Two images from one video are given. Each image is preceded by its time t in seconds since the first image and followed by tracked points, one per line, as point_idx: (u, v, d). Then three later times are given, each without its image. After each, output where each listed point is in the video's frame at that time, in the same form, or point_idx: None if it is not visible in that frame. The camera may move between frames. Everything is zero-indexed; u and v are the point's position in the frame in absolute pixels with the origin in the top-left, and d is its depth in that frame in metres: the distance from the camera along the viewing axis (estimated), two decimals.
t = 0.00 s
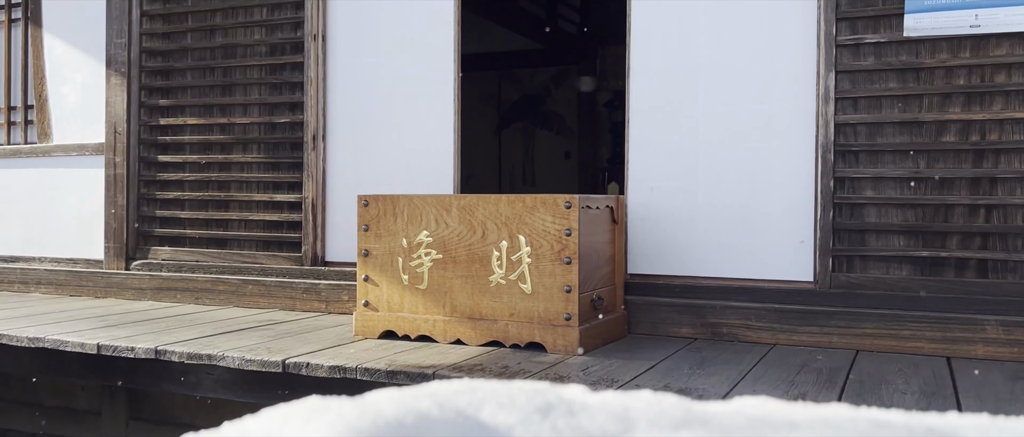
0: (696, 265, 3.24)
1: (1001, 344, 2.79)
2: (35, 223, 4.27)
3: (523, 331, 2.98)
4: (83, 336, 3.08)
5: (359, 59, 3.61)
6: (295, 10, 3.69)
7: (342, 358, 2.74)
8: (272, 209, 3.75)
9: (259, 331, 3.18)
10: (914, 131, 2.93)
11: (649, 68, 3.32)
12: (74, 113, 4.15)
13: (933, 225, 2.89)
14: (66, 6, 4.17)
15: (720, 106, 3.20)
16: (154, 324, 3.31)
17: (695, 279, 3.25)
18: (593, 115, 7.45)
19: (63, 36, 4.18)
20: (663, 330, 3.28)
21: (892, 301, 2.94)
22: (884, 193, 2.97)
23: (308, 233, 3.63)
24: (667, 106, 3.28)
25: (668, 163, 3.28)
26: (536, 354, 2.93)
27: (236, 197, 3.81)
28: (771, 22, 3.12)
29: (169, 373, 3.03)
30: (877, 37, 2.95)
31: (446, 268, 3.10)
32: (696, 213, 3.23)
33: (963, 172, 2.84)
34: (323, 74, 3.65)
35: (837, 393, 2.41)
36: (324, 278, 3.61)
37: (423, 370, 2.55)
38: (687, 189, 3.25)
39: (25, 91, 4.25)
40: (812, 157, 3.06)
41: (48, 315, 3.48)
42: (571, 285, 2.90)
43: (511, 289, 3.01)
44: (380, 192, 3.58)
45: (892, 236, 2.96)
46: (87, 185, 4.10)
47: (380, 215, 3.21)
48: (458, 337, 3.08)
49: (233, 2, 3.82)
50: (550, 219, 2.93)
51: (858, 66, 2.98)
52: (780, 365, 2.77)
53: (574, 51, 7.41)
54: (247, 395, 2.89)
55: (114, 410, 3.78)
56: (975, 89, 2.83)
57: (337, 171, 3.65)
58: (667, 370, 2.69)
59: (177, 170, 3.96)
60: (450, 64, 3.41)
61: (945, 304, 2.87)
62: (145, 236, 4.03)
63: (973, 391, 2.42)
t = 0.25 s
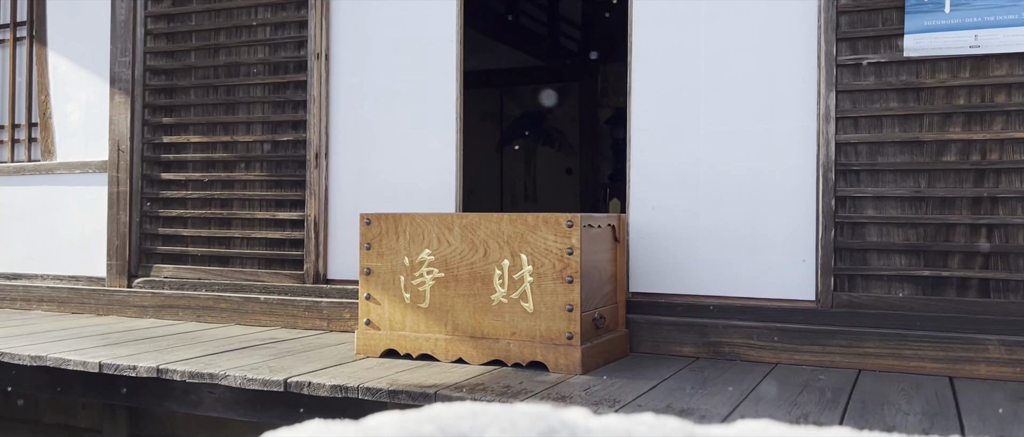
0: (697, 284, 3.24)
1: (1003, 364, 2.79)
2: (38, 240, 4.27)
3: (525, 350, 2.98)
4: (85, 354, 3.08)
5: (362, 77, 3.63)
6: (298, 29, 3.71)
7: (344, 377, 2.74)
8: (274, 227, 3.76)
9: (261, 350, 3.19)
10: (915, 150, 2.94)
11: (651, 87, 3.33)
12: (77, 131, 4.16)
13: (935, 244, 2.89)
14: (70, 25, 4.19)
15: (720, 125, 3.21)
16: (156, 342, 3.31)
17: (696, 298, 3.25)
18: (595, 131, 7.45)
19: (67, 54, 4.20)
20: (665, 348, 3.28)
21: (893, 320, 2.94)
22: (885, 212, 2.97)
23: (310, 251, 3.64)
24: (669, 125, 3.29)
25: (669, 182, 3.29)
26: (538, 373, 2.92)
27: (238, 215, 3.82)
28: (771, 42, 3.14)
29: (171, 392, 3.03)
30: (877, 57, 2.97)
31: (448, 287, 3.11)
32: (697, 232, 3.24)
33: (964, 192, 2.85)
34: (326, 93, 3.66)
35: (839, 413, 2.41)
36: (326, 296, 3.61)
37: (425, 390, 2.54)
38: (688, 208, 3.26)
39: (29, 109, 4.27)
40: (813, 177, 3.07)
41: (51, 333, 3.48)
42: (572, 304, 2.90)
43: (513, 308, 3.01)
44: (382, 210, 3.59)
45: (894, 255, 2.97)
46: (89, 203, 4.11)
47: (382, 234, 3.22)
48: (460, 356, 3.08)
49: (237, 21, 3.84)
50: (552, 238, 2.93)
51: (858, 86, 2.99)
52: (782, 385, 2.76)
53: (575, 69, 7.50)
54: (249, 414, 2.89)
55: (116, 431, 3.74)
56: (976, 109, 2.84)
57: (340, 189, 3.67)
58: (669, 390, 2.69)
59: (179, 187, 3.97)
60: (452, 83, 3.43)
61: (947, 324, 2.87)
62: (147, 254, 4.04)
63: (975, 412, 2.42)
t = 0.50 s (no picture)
0: (699, 300, 3.24)
1: (1005, 380, 2.78)
2: (40, 255, 4.28)
3: (526, 367, 2.98)
4: (86, 370, 3.08)
5: (364, 93, 3.65)
6: (300, 45, 3.73)
7: (345, 393, 2.74)
8: (276, 242, 3.76)
9: (262, 366, 3.18)
10: (915, 167, 2.95)
11: (652, 103, 3.34)
12: (79, 147, 4.18)
13: (935, 261, 2.90)
14: (74, 41, 4.21)
15: (721, 141, 3.22)
16: (157, 357, 3.31)
17: (698, 314, 3.25)
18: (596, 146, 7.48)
19: (70, 70, 4.22)
20: (666, 364, 3.27)
21: (895, 337, 2.93)
22: (886, 228, 2.98)
23: (311, 266, 3.64)
24: (670, 141, 3.30)
25: (671, 198, 3.29)
26: (540, 390, 2.92)
27: (240, 230, 3.82)
28: (771, 59, 3.15)
29: (171, 408, 3.02)
30: (877, 74, 2.98)
31: (449, 302, 3.11)
32: (698, 247, 3.24)
33: (964, 208, 2.85)
34: (328, 108, 3.68)
35: (841, 431, 2.40)
36: (327, 311, 3.61)
37: (426, 406, 2.55)
38: (689, 224, 3.26)
39: (32, 124, 4.29)
40: (814, 193, 3.07)
41: (52, 348, 3.48)
42: (574, 320, 2.90)
43: (515, 324, 3.01)
44: (383, 225, 3.60)
45: (895, 272, 2.97)
46: (91, 218, 4.12)
47: (383, 250, 3.22)
48: (461, 372, 3.07)
49: (240, 37, 3.87)
50: (554, 254, 2.94)
51: (858, 103, 3.00)
52: (784, 402, 2.76)
53: (577, 85, 7.50)
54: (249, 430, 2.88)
55: None
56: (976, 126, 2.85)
57: (341, 204, 3.67)
58: (671, 407, 2.69)
59: (181, 203, 3.98)
60: (454, 99, 3.44)
61: (949, 340, 2.87)
62: (148, 269, 4.04)
63: (978, 429, 2.41)
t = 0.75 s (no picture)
0: (700, 315, 3.24)
1: (1007, 396, 2.78)
2: (40, 269, 4.28)
3: (527, 382, 2.97)
4: (86, 385, 3.07)
5: (365, 108, 3.66)
6: (302, 60, 3.74)
7: (345, 409, 2.73)
8: (277, 256, 3.77)
9: (263, 381, 3.18)
10: (916, 183, 2.95)
11: (652, 118, 3.35)
12: (81, 162, 4.19)
13: (936, 276, 2.90)
14: (76, 55, 4.23)
15: (721, 157, 3.23)
16: (158, 373, 3.30)
17: (699, 329, 3.25)
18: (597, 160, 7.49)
19: (73, 84, 4.23)
20: (667, 380, 3.26)
21: (896, 352, 2.93)
22: (887, 244, 2.98)
23: (312, 281, 3.64)
24: (670, 156, 3.31)
25: (671, 213, 3.30)
26: (541, 406, 2.91)
27: (241, 244, 3.83)
28: (772, 75, 3.17)
29: (171, 423, 3.02)
30: (877, 90, 2.99)
31: (450, 318, 3.10)
32: (699, 262, 3.25)
33: (965, 224, 2.86)
34: (329, 123, 3.69)
35: None
36: (327, 326, 3.61)
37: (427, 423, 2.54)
38: (690, 239, 3.26)
39: (34, 139, 4.30)
40: (815, 209, 3.08)
41: (52, 363, 3.48)
42: (575, 336, 2.90)
43: (515, 339, 3.01)
44: (384, 240, 3.60)
45: (896, 288, 2.97)
46: (92, 232, 4.13)
47: (384, 265, 3.23)
48: (462, 387, 3.07)
49: (242, 52, 3.88)
50: (554, 269, 2.94)
51: (858, 119, 3.01)
52: (785, 418, 2.76)
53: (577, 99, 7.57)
54: None
55: None
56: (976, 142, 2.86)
57: (342, 219, 3.68)
58: (672, 423, 2.68)
59: (182, 217, 3.99)
60: (455, 114, 3.45)
61: (950, 356, 2.87)
62: (149, 283, 4.04)
63: None
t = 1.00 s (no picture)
0: (700, 331, 3.24)
1: (1009, 413, 2.77)
2: (41, 284, 4.28)
3: (527, 398, 2.96)
4: (86, 401, 3.07)
5: (366, 123, 3.67)
6: (304, 76, 3.76)
7: (345, 426, 2.73)
8: (277, 271, 3.77)
9: (263, 397, 3.17)
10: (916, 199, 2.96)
11: (653, 134, 3.36)
12: (82, 177, 4.20)
13: (937, 293, 2.89)
14: (78, 70, 4.24)
15: (722, 173, 3.23)
16: (158, 388, 3.30)
17: (700, 345, 3.24)
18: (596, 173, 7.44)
19: (74, 99, 4.24)
20: (668, 396, 3.25)
21: (897, 369, 2.92)
22: (888, 260, 2.98)
23: (312, 296, 3.64)
24: (671, 172, 3.32)
25: (672, 228, 3.30)
26: (541, 422, 2.91)
27: (241, 259, 3.83)
28: (771, 91, 3.18)
29: None
30: (877, 106, 3.00)
31: (450, 333, 3.10)
32: (699, 278, 3.24)
33: (965, 240, 2.86)
34: (330, 138, 3.70)
35: None
36: (328, 341, 3.60)
37: None
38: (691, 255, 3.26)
39: (35, 154, 4.31)
40: (815, 224, 3.08)
41: (52, 379, 3.48)
42: (576, 352, 2.90)
43: (516, 355, 3.00)
44: (384, 256, 3.60)
45: (897, 304, 2.97)
46: (93, 247, 4.13)
47: (384, 280, 3.23)
48: (463, 404, 3.06)
49: (243, 68, 3.90)
50: (555, 285, 2.94)
51: (858, 135, 3.02)
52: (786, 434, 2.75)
53: (579, 113, 7.56)
54: None
55: None
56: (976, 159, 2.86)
57: (342, 234, 3.68)
58: None
59: (183, 232, 3.99)
60: (456, 130, 3.46)
61: (951, 373, 2.86)
62: (150, 298, 4.04)
63: None
